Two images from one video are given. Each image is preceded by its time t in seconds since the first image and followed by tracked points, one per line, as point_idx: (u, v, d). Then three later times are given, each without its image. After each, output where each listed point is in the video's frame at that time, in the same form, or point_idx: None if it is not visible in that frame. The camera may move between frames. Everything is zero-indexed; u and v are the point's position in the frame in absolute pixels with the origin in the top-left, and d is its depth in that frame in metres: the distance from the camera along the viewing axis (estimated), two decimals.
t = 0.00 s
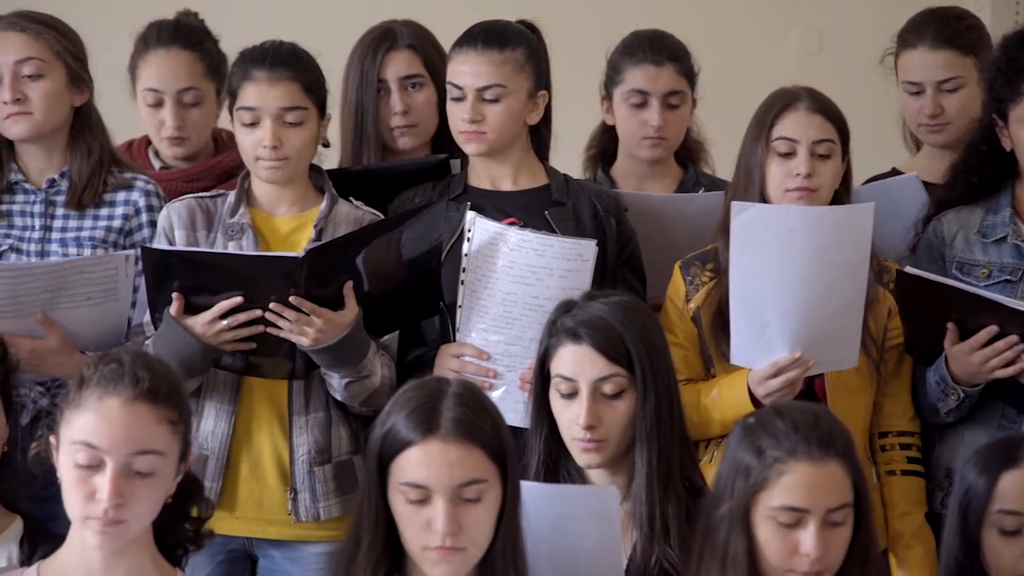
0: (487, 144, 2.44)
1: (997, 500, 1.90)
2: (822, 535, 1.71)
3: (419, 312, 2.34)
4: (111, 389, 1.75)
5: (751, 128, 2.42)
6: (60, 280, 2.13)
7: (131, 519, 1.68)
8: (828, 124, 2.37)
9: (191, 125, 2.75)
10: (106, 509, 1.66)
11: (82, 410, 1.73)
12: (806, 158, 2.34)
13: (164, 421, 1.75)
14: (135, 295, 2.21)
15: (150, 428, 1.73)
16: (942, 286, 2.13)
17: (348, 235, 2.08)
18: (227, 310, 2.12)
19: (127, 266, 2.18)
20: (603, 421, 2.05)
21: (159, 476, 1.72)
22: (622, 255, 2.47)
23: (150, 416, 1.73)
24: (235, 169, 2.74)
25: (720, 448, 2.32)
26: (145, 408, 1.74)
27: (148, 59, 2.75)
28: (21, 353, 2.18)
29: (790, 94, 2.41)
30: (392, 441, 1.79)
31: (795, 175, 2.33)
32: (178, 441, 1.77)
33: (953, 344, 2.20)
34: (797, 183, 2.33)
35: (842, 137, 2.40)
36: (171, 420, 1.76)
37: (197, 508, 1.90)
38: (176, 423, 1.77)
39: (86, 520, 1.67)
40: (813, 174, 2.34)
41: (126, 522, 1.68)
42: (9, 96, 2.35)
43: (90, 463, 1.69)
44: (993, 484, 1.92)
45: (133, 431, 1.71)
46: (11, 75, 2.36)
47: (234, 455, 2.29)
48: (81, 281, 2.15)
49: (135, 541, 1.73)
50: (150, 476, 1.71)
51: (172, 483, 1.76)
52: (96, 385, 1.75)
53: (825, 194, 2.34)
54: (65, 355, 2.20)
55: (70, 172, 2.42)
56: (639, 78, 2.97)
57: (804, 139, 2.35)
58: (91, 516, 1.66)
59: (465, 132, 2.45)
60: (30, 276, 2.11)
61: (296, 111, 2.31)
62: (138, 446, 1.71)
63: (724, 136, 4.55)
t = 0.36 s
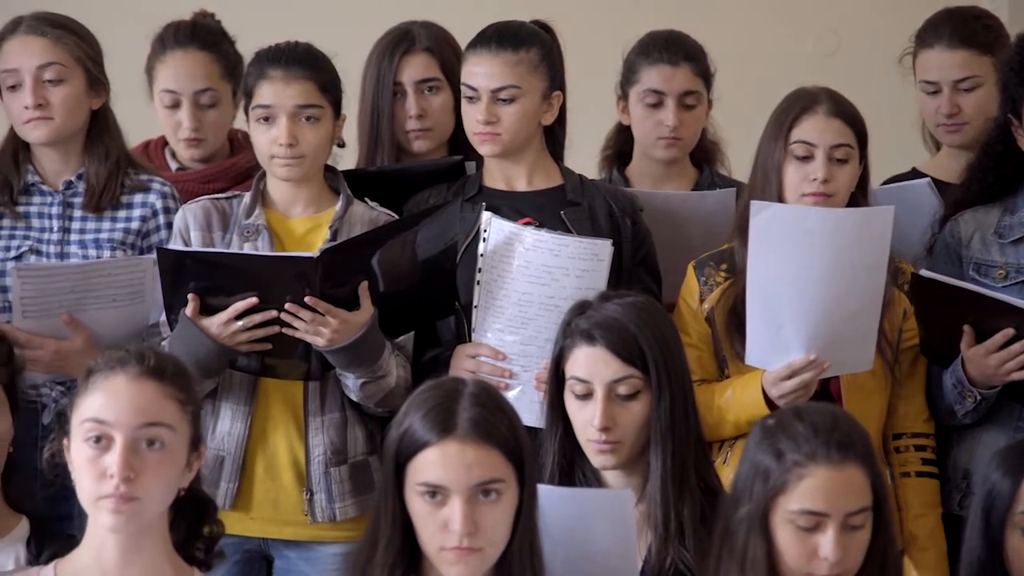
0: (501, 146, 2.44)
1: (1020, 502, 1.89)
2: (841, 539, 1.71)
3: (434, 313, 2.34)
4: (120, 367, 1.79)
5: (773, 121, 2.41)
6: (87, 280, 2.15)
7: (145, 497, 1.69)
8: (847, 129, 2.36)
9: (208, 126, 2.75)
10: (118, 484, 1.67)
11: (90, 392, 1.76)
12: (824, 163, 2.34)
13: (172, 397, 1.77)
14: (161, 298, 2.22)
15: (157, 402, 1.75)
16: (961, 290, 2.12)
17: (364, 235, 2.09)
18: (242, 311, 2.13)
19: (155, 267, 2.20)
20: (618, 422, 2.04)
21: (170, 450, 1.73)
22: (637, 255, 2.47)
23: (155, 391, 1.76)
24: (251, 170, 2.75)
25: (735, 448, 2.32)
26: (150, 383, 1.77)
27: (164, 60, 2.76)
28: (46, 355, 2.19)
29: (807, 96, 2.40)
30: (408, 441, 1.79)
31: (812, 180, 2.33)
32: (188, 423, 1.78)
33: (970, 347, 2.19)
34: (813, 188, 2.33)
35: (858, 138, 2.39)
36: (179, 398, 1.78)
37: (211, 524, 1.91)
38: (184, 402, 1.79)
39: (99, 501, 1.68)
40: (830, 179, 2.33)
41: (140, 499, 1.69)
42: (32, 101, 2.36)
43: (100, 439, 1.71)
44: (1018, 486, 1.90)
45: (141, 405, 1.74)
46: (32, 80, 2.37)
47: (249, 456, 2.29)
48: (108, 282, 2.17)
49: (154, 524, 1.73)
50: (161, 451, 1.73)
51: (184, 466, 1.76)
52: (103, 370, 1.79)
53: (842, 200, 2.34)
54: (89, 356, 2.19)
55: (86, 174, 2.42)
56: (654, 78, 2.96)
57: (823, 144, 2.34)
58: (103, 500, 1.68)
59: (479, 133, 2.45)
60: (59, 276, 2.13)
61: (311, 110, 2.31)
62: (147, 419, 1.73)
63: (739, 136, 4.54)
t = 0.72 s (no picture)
0: (515, 145, 2.44)
1: None
2: (857, 537, 1.70)
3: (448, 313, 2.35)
4: (130, 367, 1.80)
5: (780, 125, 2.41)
6: (109, 281, 2.16)
7: (155, 496, 1.69)
8: (857, 126, 2.36)
9: (223, 126, 2.76)
10: (128, 484, 1.68)
11: (101, 394, 1.77)
12: (835, 161, 2.33)
13: (182, 396, 1.78)
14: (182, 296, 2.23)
15: (167, 400, 1.76)
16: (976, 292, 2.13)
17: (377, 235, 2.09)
18: (256, 312, 2.13)
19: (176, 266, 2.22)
20: (633, 423, 2.04)
21: (179, 449, 1.74)
22: (651, 256, 2.47)
23: (165, 388, 1.77)
24: (266, 171, 2.75)
25: (750, 449, 2.32)
26: (159, 382, 1.78)
27: (180, 61, 2.77)
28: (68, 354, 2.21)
29: (815, 96, 2.40)
30: (424, 441, 1.79)
31: (825, 178, 2.33)
32: (198, 420, 1.78)
33: (986, 348, 2.20)
34: (826, 185, 2.32)
35: (871, 138, 2.39)
36: (189, 396, 1.79)
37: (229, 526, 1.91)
38: (195, 401, 1.80)
39: (110, 501, 1.68)
40: (843, 177, 2.33)
41: (149, 499, 1.69)
42: (49, 100, 2.37)
43: (109, 439, 1.72)
44: None
45: (151, 404, 1.75)
46: (50, 78, 2.38)
47: (264, 457, 2.29)
48: (130, 282, 2.18)
49: (168, 524, 1.73)
50: (169, 449, 1.73)
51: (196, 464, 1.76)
52: (115, 370, 1.80)
53: (855, 197, 2.33)
54: (106, 355, 2.20)
55: (103, 174, 2.43)
56: (667, 77, 2.96)
57: (833, 142, 2.34)
58: (115, 500, 1.68)
59: (493, 133, 2.45)
60: (82, 275, 2.14)
61: (325, 110, 2.32)
62: (156, 418, 1.74)
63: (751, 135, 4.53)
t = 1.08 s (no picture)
0: (528, 147, 2.44)
1: None
2: (875, 533, 1.72)
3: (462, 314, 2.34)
4: (144, 366, 1.81)
5: (800, 122, 2.41)
6: (115, 276, 2.17)
7: (167, 494, 1.70)
8: (876, 128, 2.36)
9: (239, 127, 2.76)
10: (142, 478, 1.68)
11: (116, 389, 1.78)
12: (855, 164, 2.33)
13: (197, 394, 1.78)
14: (189, 292, 2.23)
15: (182, 397, 1.77)
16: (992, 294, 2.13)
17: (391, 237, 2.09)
18: (271, 313, 2.13)
19: (182, 261, 2.22)
20: (651, 420, 2.05)
21: (193, 445, 1.74)
22: (664, 256, 2.47)
23: (180, 387, 1.78)
24: (280, 172, 2.75)
25: (765, 450, 2.31)
26: (174, 379, 1.79)
27: (196, 61, 2.78)
28: (74, 352, 2.20)
29: (837, 95, 2.39)
30: (438, 441, 1.79)
31: (845, 181, 2.32)
32: (212, 419, 1.79)
33: (1005, 350, 2.19)
34: (846, 189, 2.32)
35: (890, 139, 2.38)
36: (204, 395, 1.80)
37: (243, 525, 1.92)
38: (209, 400, 1.80)
39: (123, 498, 1.69)
40: (862, 180, 2.33)
41: (162, 497, 1.70)
42: (64, 95, 2.38)
43: (124, 434, 1.72)
44: None
45: (166, 401, 1.76)
46: (65, 75, 2.40)
47: (279, 457, 2.30)
48: (136, 278, 2.19)
49: (180, 524, 1.74)
50: (185, 444, 1.74)
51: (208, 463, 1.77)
52: (128, 370, 1.81)
53: (874, 201, 2.33)
54: (119, 355, 2.21)
55: (117, 174, 2.44)
56: (682, 74, 2.96)
57: (853, 145, 2.34)
58: (129, 496, 1.68)
59: (507, 134, 2.46)
60: (88, 271, 2.16)
61: (340, 111, 2.32)
62: (171, 414, 1.74)
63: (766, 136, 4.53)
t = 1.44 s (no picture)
0: (544, 149, 2.45)
1: None
2: (896, 531, 1.75)
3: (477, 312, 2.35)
4: (157, 371, 1.81)
5: (813, 126, 2.41)
6: (128, 274, 2.18)
7: (181, 501, 1.70)
8: (890, 122, 2.36)
9: (259, 126, 2.77)
10: (156, 485, 1.69)
11: (131, 396, 1.78)
12: (871, 159, 2.33)
13: (210, 400, 1.79)
14: (202, 288, 2.24)
15: (195, 405, 1.77)
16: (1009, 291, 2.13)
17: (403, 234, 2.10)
18: (286, 309, 2.14)
19: (194, 258, 2.23)
20: (674, 399, 2.05)
21: (207, 452, 1.75)
22: (681, 254, 2.47)
23: (195, 393, 1.78)
24: (296, 171, 2.75)
25: (784, 449, 2.31)
26: (188, 386, 1.79)
27: (214, 62, 2.80)
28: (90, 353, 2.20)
29: (847, 95, 2.40)
30: (452, 442, 1.80)
31: (862, 175, 2.32)
32: (227, 427, 1.80)
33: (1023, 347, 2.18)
34: (862, 183, 2.32)
35: (904, 132, 2.38)
36: (218, 401, 1.80)
37: (256, 527, 1.92)
38: (224, 407, 1.81)
39: (138, 504, 1.69)
40: (879, 174, 2.32)
41: (176, 504, 1.70)
42: (85, 87, 2.40)
43: (139, 441, 1.73)
44: None
45: (181, 409, 1.76)
46: (87, 68, 2.42)
47: (294, 455, 2.30)
48: (149, 276, 2.19)
49: (194, 531, 1.73)
50: (197, 452, 1.74)
51: (223, 467, 1.77)
52: (143, 374, 1.81)
53: (890, 194, 2.32)
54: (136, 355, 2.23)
55: (130, 170, 2.44)
56: (703, 73, 2.96)
57: (868, 139, 2.33)
58: (144, 501, 1.69)
59: (523, 135, 2.46)
60: (100, 270, 2.17)
61: (355, 113, 2.33)
62: (185, 423, 1.75)
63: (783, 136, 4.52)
